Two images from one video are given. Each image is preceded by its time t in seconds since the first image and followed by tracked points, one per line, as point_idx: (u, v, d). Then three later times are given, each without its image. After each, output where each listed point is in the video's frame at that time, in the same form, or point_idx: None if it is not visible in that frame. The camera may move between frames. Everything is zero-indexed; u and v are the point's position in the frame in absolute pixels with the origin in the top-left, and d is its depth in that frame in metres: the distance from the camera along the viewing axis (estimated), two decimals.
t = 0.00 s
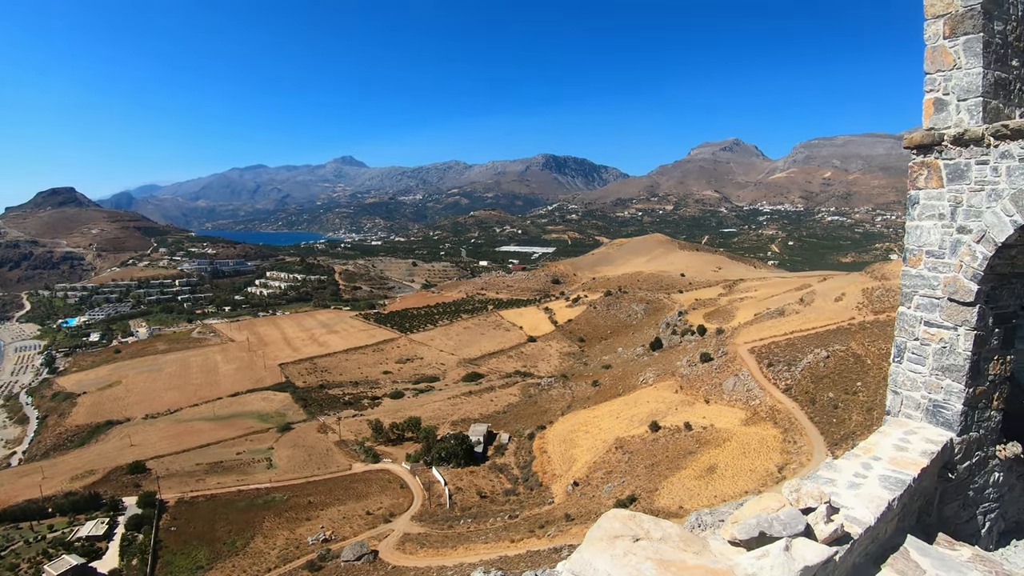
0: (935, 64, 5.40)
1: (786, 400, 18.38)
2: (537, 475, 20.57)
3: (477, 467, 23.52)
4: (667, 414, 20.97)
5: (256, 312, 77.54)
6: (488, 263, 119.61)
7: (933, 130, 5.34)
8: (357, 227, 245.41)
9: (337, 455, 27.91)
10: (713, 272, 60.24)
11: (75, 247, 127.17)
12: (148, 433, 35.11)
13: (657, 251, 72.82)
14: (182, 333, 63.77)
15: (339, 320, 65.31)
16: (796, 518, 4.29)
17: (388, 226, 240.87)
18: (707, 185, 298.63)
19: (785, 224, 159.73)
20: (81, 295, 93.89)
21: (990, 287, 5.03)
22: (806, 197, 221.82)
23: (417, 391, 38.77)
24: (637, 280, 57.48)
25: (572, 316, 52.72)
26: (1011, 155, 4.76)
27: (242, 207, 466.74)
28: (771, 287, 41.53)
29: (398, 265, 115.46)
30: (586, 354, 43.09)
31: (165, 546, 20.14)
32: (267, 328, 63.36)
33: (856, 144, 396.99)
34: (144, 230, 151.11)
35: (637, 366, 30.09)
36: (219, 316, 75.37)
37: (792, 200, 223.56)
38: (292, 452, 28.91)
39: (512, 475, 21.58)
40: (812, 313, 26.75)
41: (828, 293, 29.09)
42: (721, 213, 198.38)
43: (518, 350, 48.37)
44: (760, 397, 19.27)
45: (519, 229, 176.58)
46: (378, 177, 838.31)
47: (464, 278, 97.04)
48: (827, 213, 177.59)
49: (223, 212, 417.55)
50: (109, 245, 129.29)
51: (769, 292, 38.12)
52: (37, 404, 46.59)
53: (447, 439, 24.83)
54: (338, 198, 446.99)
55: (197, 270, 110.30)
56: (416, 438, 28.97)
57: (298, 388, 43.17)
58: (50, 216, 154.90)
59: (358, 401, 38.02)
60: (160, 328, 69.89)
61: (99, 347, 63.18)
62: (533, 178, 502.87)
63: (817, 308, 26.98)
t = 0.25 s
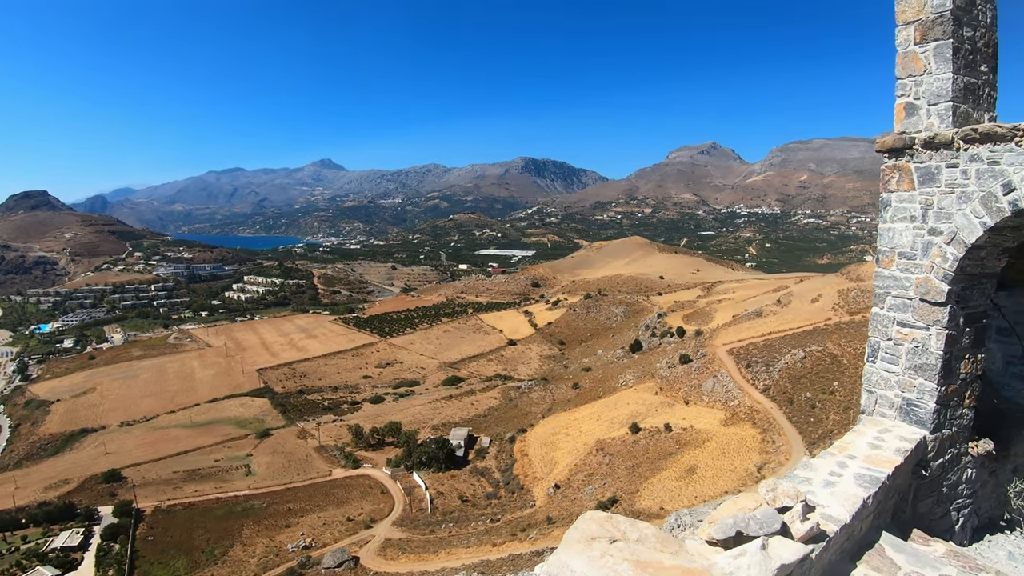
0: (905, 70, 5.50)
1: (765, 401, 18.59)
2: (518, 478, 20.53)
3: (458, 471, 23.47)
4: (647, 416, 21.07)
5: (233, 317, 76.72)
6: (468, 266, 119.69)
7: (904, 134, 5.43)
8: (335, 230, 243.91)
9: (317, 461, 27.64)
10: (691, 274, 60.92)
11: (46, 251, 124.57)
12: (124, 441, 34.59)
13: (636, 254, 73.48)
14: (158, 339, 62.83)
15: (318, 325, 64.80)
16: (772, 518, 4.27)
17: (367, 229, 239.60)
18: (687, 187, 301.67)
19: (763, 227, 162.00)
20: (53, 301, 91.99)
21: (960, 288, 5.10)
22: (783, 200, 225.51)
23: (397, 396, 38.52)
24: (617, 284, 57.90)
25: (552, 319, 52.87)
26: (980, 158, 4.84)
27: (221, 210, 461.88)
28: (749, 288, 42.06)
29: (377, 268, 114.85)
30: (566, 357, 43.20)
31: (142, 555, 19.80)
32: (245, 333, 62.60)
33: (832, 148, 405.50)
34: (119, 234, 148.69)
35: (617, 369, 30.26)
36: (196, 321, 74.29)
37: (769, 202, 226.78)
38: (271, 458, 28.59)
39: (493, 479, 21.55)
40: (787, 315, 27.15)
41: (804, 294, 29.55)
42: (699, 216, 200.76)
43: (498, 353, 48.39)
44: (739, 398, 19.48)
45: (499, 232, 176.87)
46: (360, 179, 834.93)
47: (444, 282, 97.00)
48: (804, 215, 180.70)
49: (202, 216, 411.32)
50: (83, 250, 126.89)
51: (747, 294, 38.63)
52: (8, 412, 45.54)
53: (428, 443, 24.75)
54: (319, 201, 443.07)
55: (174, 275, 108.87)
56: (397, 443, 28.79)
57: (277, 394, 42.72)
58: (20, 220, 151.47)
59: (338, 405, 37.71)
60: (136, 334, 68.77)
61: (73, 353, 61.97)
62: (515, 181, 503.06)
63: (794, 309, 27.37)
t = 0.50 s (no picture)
0: (877, 75, 5.58)
1: (744, 401, 18.81)
2: (500, 481, 20.49)
3: (438, 475, 23.42)
4: (627, 417, 21.16)
5: (211, 322, 75.76)
6: (449, 269, 119.64)
7: (875, 138, 5.51)
8: (315, 234, 242.10)
9: (296, 467, 27.36)
10: (670, 276, 61.55)
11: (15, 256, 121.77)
12: (99, 449, 33.99)
13: (615, 257, 74.06)
14: (133, 345, 61.81)
15: (297, 329, 64.24)
16: (747, 518, 4.28)
17: (347, 233, 238.18)
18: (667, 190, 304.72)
19: (740, 229, 164.17)
20: (24, 306, 89.99)
21: (930, 289, 5.20)
22: (760, 203, 228.95)
23: (377, 400, 38.31)
24: (596, 287, 58.27)
25: (532, 322, 52.96)
26: (949, 162, 4.93)
27: (201, 213, 455.92)
28: (727, 290, 42.56)
29: (356, 272, 114.14)
30: (547, 360, 43.29)
31: (119, 566, 19.45)
32: (222, 338, 61.75)
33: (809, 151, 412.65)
34: (92, 238, 145.95)
35: (597, 371, 30.39)
36: (173, 327, 73.11)
37: (747, 205, 229.90)
38: (249, 465, 28.26)
39: (474, 482, 21.52)
40: (763, 317, 27.57)
41: (779, 296, 30.04)
42: (678, 218, 203.00)
43: (478, 356, 48.35)
44: (718, 399, 19.69)
45: (478, 235, 177.11)
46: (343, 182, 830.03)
47: (424, 285, 96.84)
48: (780, 218, 183.71)
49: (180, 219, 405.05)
50: (54, 253, 124.35)
51: (725, 296, 39.11)
52: None
53: (408, 448, 24.66)
54: (300, 204, 438.83)
55: (149, 279, 107.29)
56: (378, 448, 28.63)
57: (255, 399, 42.26)
58: None
59: (318, 410, 37.37)
60: (110, 340, 67.56)
61: (45, 360, 60.68)
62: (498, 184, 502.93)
63: (772, 311, 27.74)
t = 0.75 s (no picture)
0: (849, 80, 5.62)
1: (723, 402, 19.03)
2: (481, 485, 20.44)
3: (419, 480, 23.34)
4: (607, 419, 21.21)
5: (188, 326, 74.73)
6: (429, 273, 119.46)
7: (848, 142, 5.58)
8: (293, 237, 239.90)
9: (275, 473, 27.04)
10: (649, 279, 62.15)
11: None
12: (73, 457, 33.36)
13: (594, 260, 74.58)
14: (108, 350, 60.72)
15: (275, 334, 63.61)
16: (723, 519, 4.28)
17: (326, 236, 236.38)
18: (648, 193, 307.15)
19: (719, 232, 165.94)
20: None
21: (902, 290, 5.28)
22: (737, 206, 232.28)
23: (357, 405, 38.04)
24: (576, 289, 58.59)
25: (512, 325, 52.99)
26: (918, 166, 5.04)
27: (180, 216, 449.40)
28: (705, 292, 43.01)
29: (335, 276, 113.32)
30: (527, 363, 43.31)
31: None
32: (199, 343, 60.91)
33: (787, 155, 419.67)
34: (64, 241, 142.99)
35: (578, 374, 30.52)
36: (148, 332, 71.96)
37: (725, 208, 232.74)
38: (228, 471, 27.88)
39: (455, 486, 21.48)
40: (740, 320, 27.97)
41: (756, 298, 30.50)
42: (656, 221, 205.02)
43: (459, 359, 48.27)
44: (698, 400, 19.90)
45: (458, 238, 177.13)
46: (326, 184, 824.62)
47: (403, 289, 96.62)
48: (757, 221, 186.56)
49: (157, 222, 397.89)
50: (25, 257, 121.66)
51: (704, 298, 39.57)
52: None
53: (389, 453, 24.55)
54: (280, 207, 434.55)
55: (125, 283, 105.53)
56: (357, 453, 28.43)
57: (233, 405, 41.74)
58: None
59: (297, 416, 36.98)
60: (85, 346, 66.29)
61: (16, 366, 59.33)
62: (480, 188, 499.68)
63: (750, 312, 28.12)
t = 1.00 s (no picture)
0: (821, 85, 5.66)
1: (702, 403, 19.23)
2: (462, 489, 20.39)
3: (400, 485, 23.25)
4: (588, 422, 21.27)
5: (164, 332, 73.61)
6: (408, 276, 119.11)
7: (820, 146, 5.65)
8: (271, 241, 237.51)
9: (254, 479, 26.71)
10: (628, 282, 62.64)
11: None
12: (46, 466, 32.70)
13: (573, 263, 74.98)
14: (82, 357, 59.57)
15: (253, 338, 62.88)
16: (698, 520, 4.29)
17: (304, 239, 234.26)
18: (629, 196, 309.42)
19: (697, 234, 167.95)
20: None
21: (874, 292, 5.37)
22: (714, 208, 235.28)
23: (337, 410, 37.74)
24: (555, 292, 58.82)
25: (492, 328, 52.90)
26: (889, 169, 5.14)
27: (158, 219, 442.78)
28: (683, 294, 43.45)
29: (314, 280, 112.33)
30: (507, 366, 43.28)
31: None
32: (175, 349, 60.02)
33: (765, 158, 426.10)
34: (35, 245, 139.99)
35: (558, 377, 30.58)
36: (123, 338, 70.75)
37: (703, 210, 235.59)
38: (205, 479, 27.50)
39: (436, 491, 21.44)
40: (717, 321, 28.34)
41: (735, 299, 30.94)
42: (635, 224, 206.81)
43: (438, 363, 48.10)
44: (677, 401, 20.08)
45: (437, 241, 176.88)
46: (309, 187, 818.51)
47: (382, 292, 96.21)
48: (735, 223, 189.23)
49: (134, 226, 391.08)
50: None
51: (682, 300, 39.97)
52: None
53: (369, 458, 24.43)
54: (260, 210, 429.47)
55: (99, 288, 103.63)
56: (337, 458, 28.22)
57: (210, 412, 41.19)
58: None
59: (276, 421, 36.56)
60: (57, 352, 64.93)
61: None
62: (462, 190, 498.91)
63: (728, 314, 28.47)
